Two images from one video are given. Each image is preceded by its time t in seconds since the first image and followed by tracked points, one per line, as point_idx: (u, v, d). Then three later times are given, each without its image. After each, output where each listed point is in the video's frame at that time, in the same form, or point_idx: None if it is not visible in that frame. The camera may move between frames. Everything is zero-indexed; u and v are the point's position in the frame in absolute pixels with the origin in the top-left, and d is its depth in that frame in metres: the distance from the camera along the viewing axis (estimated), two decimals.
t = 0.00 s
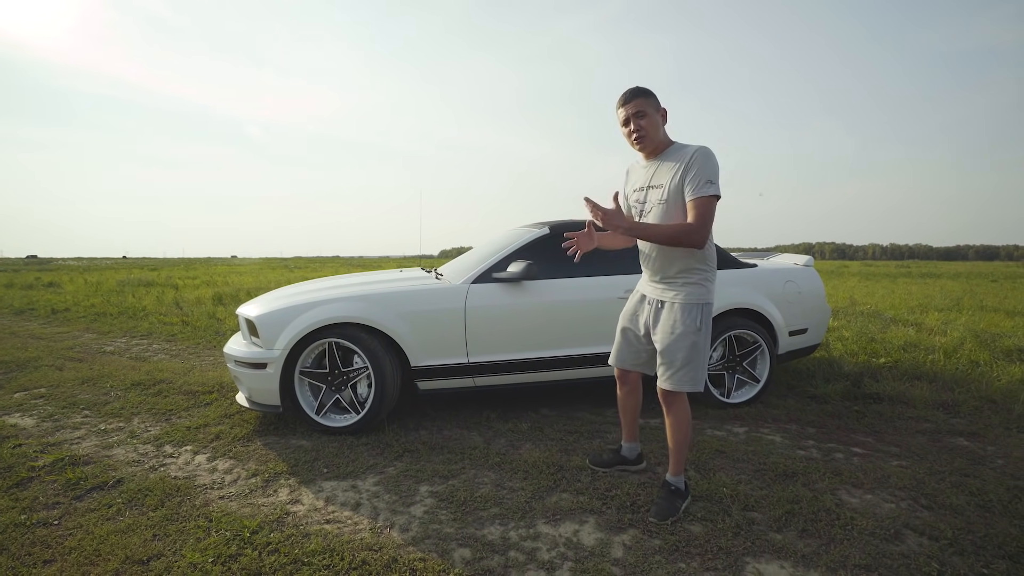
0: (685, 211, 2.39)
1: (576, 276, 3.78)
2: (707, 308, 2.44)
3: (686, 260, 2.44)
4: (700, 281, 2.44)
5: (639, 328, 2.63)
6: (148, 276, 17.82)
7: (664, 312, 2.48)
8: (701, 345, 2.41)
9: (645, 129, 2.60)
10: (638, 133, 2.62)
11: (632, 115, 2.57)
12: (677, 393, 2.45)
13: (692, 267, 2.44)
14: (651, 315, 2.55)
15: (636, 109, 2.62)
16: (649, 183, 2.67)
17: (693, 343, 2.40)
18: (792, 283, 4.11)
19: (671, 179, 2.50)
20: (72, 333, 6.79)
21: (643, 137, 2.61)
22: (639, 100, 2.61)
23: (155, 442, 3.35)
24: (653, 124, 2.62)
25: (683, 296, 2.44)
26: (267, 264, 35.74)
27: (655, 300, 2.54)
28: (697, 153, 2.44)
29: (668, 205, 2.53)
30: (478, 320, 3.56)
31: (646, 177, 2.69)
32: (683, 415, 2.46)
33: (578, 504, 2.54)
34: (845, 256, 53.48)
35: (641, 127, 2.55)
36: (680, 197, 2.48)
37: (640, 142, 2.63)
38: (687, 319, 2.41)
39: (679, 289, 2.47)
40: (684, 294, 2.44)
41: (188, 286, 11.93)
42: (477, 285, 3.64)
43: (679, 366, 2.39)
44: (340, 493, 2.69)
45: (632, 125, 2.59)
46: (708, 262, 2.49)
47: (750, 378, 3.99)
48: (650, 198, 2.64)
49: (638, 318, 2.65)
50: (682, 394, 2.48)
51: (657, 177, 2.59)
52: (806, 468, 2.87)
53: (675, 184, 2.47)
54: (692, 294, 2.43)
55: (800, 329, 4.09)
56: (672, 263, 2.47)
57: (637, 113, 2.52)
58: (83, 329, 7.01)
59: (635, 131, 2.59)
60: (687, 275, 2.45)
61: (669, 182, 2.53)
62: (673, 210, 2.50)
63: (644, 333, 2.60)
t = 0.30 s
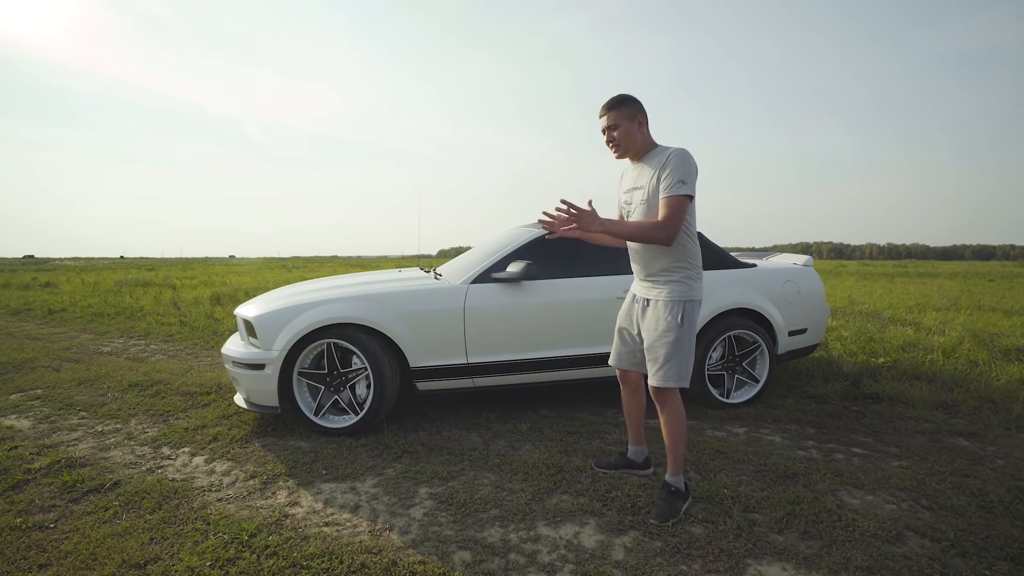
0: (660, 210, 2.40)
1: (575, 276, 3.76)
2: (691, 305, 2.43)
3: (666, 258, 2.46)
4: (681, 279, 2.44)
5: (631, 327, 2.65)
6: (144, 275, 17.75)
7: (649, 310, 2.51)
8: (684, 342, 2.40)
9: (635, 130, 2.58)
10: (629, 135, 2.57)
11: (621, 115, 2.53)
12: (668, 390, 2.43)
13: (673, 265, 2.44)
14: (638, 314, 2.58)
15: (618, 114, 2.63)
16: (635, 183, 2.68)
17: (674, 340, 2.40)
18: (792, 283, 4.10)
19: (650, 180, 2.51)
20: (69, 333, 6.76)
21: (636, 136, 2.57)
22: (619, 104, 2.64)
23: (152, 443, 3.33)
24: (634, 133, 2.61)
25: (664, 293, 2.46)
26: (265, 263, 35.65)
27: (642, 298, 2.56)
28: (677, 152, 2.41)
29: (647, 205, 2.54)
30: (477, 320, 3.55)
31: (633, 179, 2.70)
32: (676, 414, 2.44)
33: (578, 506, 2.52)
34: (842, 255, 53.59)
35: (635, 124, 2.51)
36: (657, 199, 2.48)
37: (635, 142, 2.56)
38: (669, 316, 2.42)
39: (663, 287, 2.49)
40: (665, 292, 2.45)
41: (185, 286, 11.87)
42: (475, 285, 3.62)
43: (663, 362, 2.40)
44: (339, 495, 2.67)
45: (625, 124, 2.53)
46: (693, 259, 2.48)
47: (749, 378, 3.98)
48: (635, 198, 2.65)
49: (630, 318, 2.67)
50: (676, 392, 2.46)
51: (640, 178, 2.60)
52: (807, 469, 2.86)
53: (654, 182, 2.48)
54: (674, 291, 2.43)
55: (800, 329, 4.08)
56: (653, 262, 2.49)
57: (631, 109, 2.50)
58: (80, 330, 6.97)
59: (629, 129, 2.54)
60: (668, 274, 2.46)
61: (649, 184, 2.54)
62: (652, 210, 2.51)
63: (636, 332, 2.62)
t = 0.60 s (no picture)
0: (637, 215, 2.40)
1: (575, 278, 3.75)
2: (670, 303, 2.43)
3: (645, 258, 2.48)
4: (660, 278, 2.45)
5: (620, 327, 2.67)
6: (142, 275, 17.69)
7: (632, 310, 2.54)
8: (664, 340, 2.41)
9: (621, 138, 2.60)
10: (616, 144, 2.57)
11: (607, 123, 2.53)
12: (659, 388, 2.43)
13: (651, 265, 2.46)
14: (624, 314, 2.62)
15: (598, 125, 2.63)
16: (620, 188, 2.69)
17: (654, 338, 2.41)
18: (792, 285, 4.09)
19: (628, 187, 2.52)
20: (66, 334, 6.73)
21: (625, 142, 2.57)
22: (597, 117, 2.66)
23: (150, 447, 3.31)
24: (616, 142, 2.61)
25: (644, 293, 2.49)
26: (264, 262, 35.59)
27: (628, 299, 2.59)
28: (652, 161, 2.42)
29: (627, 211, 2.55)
30: (476, 322, 3.53)
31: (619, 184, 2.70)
32: (672, 414, 2.43)
33: (579, 511, 2.51)
34: (841, 254, 53.62)
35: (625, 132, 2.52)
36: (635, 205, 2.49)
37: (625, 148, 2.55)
38: (649, 315, 2.44)
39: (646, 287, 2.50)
40: (645, 291, 2.48)
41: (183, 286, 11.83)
42: (475, 287, 3.60)
43: (644, 361, 2.42)
44: (338, 499, 2.65)
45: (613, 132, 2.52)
46: (673, 259, 2.48)
47: (750, 380, 3.97)
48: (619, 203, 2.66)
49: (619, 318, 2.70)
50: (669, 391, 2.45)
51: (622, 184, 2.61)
52: (808, 472, 2.85)
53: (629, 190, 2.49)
54: (653, 290, 2.45)
55: (800, 330, 4.07)
56: (633, 262, 2.53)
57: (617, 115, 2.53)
58: (78, 331, 6.93)
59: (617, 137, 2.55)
60: (647, 273, 2.48)
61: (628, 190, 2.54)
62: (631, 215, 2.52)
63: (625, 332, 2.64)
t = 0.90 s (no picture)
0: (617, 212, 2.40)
1: (573, 278, 3.73)
2: (652, 300, 2.42)
3: (628, 256, 2.48)
4: (643, 276, 2.45)
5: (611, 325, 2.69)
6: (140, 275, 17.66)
7: (619, 308, 2.55)
8: (646, 336, 2.41)
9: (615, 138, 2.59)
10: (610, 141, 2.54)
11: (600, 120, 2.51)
12: (642, 384, 2.42)
13: (634, 262, 2.46)
14: (612, 310, 2.64)
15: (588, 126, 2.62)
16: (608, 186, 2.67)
17: (635, 334, 2.42)
18: (791, 285, 4.07)
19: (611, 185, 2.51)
20: (63, 335, 6.70)
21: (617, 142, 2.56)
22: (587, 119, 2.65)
23: (144, 448, 3.29)
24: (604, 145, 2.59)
25: (628, 290, 2.50)
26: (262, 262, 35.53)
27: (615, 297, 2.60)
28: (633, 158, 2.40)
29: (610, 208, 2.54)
30: (473, 322, 3.51)
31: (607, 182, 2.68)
32: (655, 409, 2.42)
33: (575, 513, 2.49)
34: (840, 253, 53.64)
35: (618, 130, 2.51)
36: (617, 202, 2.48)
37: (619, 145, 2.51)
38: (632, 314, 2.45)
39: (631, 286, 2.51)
40: (628, 289, 2.49)
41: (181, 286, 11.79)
42: (472, 287, 3.58)
43: (627, 358, 2.44)
44: (333, 501, 2.64)
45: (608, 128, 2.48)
46: (656, 256, 2.47)
47: (748, 381, 3.95)
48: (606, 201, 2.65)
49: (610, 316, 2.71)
50: (653, 387, 2.44)
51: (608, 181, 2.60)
52: (807, 474, 2.83)
53: (610, 187, 2.48)
54: (635, 288, 2.46)
55: (799, 331, 4.05)
56: (617, 260, 2.54)
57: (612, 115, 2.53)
58: (75, 331, 6.91)
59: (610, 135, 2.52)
60: (631, 271, 2.49)
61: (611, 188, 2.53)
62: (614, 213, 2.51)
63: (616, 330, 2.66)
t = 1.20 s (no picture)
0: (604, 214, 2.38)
1: (569, 278, 3.71)
2: (639, 302, 2.41)
3: (615, 257, 2.48)
4: (630, 277, 2.44)
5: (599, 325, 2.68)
6: (139, 274, 17.65)
7: (606, 309, 2.54)
8: (632, 337, 2.41)
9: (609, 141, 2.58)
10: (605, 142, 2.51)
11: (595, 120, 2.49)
12: (627, 384, 2.41)
13: (621, 264, 2.45)
14: (601, 310, 2.63)
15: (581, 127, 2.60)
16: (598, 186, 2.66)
17: (621, 335, 2.42)
18: (789, 285, 4.05)
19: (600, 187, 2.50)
20: (59, 335, 6.67)
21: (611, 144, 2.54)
22: (580, 119, 2.63)
23: (138, 449, 3.27)
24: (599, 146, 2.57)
25: (615, 291, 2.49)
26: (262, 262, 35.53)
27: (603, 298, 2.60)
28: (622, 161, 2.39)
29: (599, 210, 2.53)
30: (469, 323, 3.49)
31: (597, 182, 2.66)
32: (640, 409, 2.40)
33: (570, 515, 2.47)
34: (840, 253, 53.62)
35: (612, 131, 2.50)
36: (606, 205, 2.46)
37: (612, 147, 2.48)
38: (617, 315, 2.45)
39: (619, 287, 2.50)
40: (616, 290, 2.48)
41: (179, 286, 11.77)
42: (468, 287, 3.56)
43: (613, 358, 2.44)
44: (327, 503, 2.62)
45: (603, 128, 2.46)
46: (644, 258, 2.46)
47: (746, 381, 3.93)
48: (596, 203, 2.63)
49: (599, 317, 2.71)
50: (638, 386, 2.42)
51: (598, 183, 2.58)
52: (804, 475, 2.81)
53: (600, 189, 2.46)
54: (622, 289, 2.45)
55: (797, 331, 4.04)
56: (606, 261, 2.53)
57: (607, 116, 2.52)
58: (72, 331, 6.89)
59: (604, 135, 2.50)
60: (619, 272, 2.48)
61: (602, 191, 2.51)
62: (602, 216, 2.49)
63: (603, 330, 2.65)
